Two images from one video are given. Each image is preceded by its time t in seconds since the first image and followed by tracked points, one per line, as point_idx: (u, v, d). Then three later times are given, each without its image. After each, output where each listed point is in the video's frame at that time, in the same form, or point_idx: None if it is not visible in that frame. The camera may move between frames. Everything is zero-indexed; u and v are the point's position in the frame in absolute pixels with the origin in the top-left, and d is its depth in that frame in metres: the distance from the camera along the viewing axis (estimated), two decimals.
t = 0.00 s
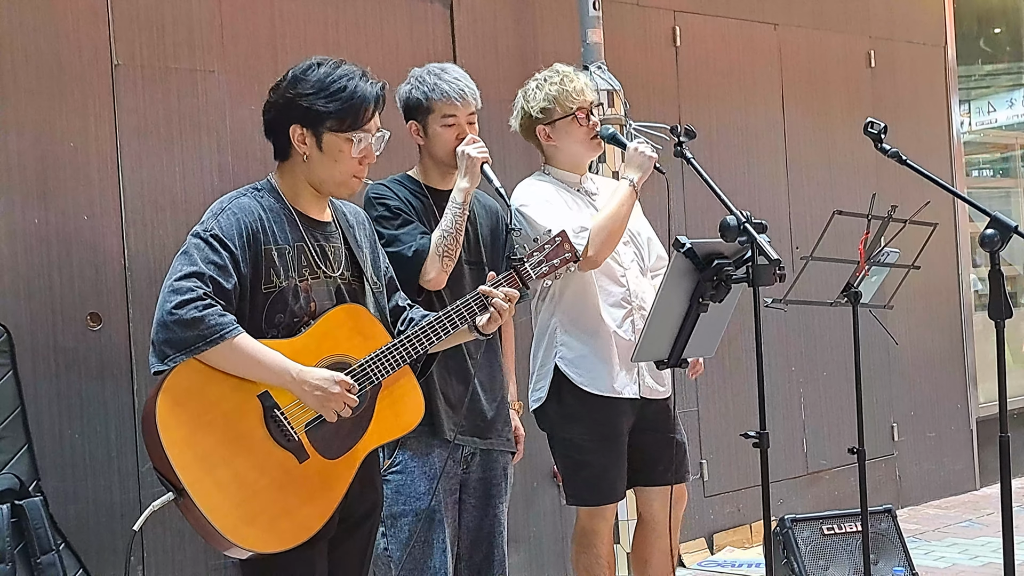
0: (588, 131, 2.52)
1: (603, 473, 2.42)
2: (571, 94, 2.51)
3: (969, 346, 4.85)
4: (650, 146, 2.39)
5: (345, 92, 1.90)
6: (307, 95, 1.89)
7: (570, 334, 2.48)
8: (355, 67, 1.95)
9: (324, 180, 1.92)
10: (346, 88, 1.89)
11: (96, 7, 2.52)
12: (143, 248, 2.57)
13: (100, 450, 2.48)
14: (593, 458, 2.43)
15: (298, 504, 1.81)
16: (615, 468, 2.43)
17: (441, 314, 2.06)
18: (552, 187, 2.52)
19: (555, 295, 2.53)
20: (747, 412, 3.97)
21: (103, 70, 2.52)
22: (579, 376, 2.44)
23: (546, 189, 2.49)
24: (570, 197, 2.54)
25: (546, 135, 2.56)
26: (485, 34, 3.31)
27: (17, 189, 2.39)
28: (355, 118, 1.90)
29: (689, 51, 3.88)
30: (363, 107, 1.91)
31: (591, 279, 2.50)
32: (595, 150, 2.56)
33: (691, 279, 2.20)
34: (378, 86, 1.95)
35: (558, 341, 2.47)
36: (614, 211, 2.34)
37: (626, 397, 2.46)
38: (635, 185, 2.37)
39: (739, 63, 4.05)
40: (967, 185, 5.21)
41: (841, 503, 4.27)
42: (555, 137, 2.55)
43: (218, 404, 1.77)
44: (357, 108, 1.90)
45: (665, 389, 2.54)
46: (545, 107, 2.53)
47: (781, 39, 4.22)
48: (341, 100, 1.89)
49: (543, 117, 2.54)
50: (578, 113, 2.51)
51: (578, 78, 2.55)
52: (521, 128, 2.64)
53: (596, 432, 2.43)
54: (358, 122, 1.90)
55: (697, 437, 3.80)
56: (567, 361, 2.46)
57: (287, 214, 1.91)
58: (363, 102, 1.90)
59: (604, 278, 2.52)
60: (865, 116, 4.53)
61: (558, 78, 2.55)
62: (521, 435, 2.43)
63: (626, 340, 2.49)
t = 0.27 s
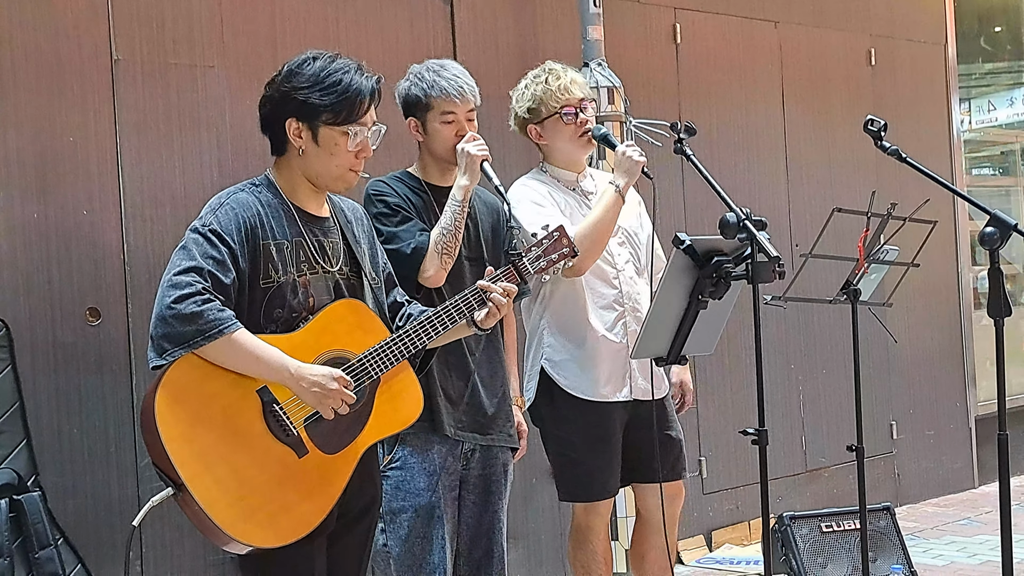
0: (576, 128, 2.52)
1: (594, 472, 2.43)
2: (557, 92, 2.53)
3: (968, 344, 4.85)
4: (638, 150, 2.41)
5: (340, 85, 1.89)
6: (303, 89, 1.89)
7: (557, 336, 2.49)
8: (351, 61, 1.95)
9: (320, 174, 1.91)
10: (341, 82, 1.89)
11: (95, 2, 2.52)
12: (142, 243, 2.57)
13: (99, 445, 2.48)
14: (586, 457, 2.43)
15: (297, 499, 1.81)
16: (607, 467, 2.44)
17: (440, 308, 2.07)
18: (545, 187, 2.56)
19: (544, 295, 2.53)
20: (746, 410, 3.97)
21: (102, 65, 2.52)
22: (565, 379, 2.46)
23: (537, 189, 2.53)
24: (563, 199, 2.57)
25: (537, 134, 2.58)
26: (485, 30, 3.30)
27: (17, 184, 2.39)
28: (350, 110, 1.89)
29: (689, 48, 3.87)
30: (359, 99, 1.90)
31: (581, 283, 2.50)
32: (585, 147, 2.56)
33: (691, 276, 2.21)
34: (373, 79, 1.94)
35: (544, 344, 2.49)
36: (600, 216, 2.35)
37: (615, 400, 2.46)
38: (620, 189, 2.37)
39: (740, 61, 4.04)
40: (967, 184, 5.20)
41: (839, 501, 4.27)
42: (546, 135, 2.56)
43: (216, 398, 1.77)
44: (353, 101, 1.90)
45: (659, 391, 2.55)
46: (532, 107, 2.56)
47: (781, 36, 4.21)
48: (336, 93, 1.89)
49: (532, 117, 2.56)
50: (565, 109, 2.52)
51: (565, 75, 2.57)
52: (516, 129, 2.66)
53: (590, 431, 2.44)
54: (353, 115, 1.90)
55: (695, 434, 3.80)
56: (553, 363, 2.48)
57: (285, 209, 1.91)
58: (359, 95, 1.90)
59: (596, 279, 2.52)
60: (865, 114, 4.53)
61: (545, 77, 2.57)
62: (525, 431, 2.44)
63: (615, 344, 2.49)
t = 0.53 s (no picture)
0: (571, 128, 2.51)
1: (588, 467, 2.44)
2: (552, 92, 2.52)
3: (967, 342, 4.85)
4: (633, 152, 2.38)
5: (340, 85, 1.89)
6: (302, 88, 1.89)
7: (552, 337, 2.50)
8: (351, 61, 1.95)
9: (319, 174, 1.91)
10: (341, 82, 1.89)
11: None
12: (140, 242, 2.56)
13: (98, 445, 2.48)
14: (581, 452, 2.44)
15: (295, 497, 1.80)
16: (602, 462, 2.45)
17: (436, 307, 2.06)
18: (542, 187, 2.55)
19: (540, 296, 2.52)
20: (745, 408, 3.97)
21: (101, 64, 2.51)
22: (560, 381, 2.47)
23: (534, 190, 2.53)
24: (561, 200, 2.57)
25: (535, 134, 2.58)
26: (484, 28, 3.30)
27: (15, 183, 2.39)
28: (349, 112, 1.89)
29: (688, 47, 3.87)
30: (358, 100, 1.90)
31: (578, 286, 2.49)
32: (582, 147, 2.55)
33: (690, 275, 2.21)
34: (373, 80, 1.94)
35: (539, 344, 2.49)
36: (595, 218, 2.36)
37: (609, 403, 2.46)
38: (614, 194, 2.35)
39: (739, 59, 4.04)
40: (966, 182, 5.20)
41: (838, 499, 4.27)
42: (542, 136, 2.57)
43: (214, 397, 1.76)
44: (352, 101, 1.89)
45: (657, 389, 2.55)
46: (529, 107, 2.56)
47: (781, 35, 4.21)
48: (335, 93, 1.88)
49: (529, 118, 2.56)
50: (559, 110, 2.51)
51: (563, 74, 2.56)
52: (517, 127, 2.66)
53: (581, 424, 2.45)
54: (352, 116, 1.89)
55: (694, 432, 3.80)
56: (547, 364, 2.48)
57: (282, 208, 1.90)
58: (359, 96, 1.90)
59: (592, 281, 2.51)
60: (865, 112, 4.53)
61: (542, 77, 2.56)
62: (521, 430, 2.43)
63: (610, 347, 2.48)
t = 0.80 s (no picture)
0: (575, 128, 2.52)
1: (585, 465, 2.43)
2: (556, 92, 2.51)
3: (964, 338, 4.85)
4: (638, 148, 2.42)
5: (335, 84, 1.88)
6: (297, 87, 1.88)
7: (552, 333, 2.49)
8: (345, 59, 1.94)
9: (314, 172, 1.91)
10: (335, 80, 1.88)
11: None
12: (136, 241, 2.56)
13: (94, 445, 2.48)
14: (578, 450, 2.43)
15: (290, 497, 1.80)
16: (598, 461, 2.43)
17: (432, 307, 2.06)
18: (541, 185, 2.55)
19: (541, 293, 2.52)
20: (742, 405, 3.97)
21: (95, 63, 2.51)
22: (563, 376, 2.45)
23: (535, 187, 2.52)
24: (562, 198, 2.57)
25: (536, 133, 2.57)
26: (480, 26, 3.29)
27: (11, 182, 2.38)
28: (344, 108, 1.88)
29: (684, 45, 3.87)
30: (354, 98, 1.89)
31: (580, 284, 2.49)
32: (584, 146, 2.56)
33: (686, 272, 2.21)
34: (367, 78, 1.93)
35: (540, 339, 2.48)
36: (602, 214, 2.36)
37: (610, 398, 2.46)
38: (621, 188, 2.39)
39: (735, 56, 4.04)
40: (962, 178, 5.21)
41: (836, 496, 4.27)
42: (543, 136, 2.56)
43: (210, 397, 1.76)
44: (347, 98, 1.89)
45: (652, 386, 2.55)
46: (532, 107, 2.54)
47: (777, 32, 4.21)
48: (330, 91, 1.88)
49: (531, 118, 2.55)
50: (565, 110, 2.51)
51: (564, 74, 2.55)
52: (513, 125, 2.65)
53: (580, 419, 2.44)
54: (348, 113, 1.89)
55: (692, 430, 3.80)
56: (550, 360, 2.46)
57: (278, 207, 1.90)
58: (353, 94, 1.89)
59: (592, 279, 2.51)
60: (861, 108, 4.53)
61: (543, 77, 2.55)
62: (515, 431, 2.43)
63: (610, 344, 2.49)
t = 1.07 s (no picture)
0: (584, 124, 2.54)
1: (589, 464, 2.41)
2: (565, 88, 2.52)
3: (963, 337, 4.86)
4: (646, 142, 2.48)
5: (331, 81, 1.88)
6: (293, 86, 1.88)
7: (565, 323, 2.48)
8: (341, 57, 1.94)
9: (313, 171, 1.91)
10: (331, 78, 1.88)
11: None
12: (136, 242, 2.56)
13: (94, 446, 2.47)
14: (586, 445, 2.42)
15: (291, 498, 1.80)
16: (605, 458, 2.42)
17: (432, 306, 2.06)
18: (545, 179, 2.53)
19: (551, 284, 2.52)
20: (742, 404, 3.97)
21: (94, 63, 2.51)
22: (576, 366, 2.44)
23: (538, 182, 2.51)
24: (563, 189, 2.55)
25: (543, 131, 2.56)
26: (479, 25, 3.29)
27: (9, 183, 2.38)
28: (341, 106, 1.88)
29: (682, 44, 3.87)
30: (350, 94, 1.90)
31: (591, 275, 2.50)
32: (589, 142, 2.59)
33: (685, 271, 2.21)
34: (363, 75, 1.94)
35: (554, 331, 2.47)
36: (618, 199, 2.40)
37: (620, 388, 2.47)
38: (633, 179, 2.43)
39: (733, 56, 4.04)
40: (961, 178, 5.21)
41: (836, 495, 4.27)
42: (551, 133, 2.55)
43: (211, 398, 1.76)
44: (344, 96, 1.89)
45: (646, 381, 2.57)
46: (542, 104, 2.53)
47: (775, 31, 4.21)
48: (327, 89, 1.88)
49: (542, 115, 2.53)
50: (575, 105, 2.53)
51: (567, 70, 2.57)
52: (515, 122, 2.62)
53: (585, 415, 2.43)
54: (344, 111, 1.89)
55: (691, 429, 3.80)
56: (563, 350, 2.45)
57: (277, 207, 1.90)
58: (349, 91, 1.89)
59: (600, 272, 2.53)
60: (859, 108, 4.53)
61: (548, 73, 2.55)
62: (520, 430, 2.43)
63: (618, 334, 2.51)
